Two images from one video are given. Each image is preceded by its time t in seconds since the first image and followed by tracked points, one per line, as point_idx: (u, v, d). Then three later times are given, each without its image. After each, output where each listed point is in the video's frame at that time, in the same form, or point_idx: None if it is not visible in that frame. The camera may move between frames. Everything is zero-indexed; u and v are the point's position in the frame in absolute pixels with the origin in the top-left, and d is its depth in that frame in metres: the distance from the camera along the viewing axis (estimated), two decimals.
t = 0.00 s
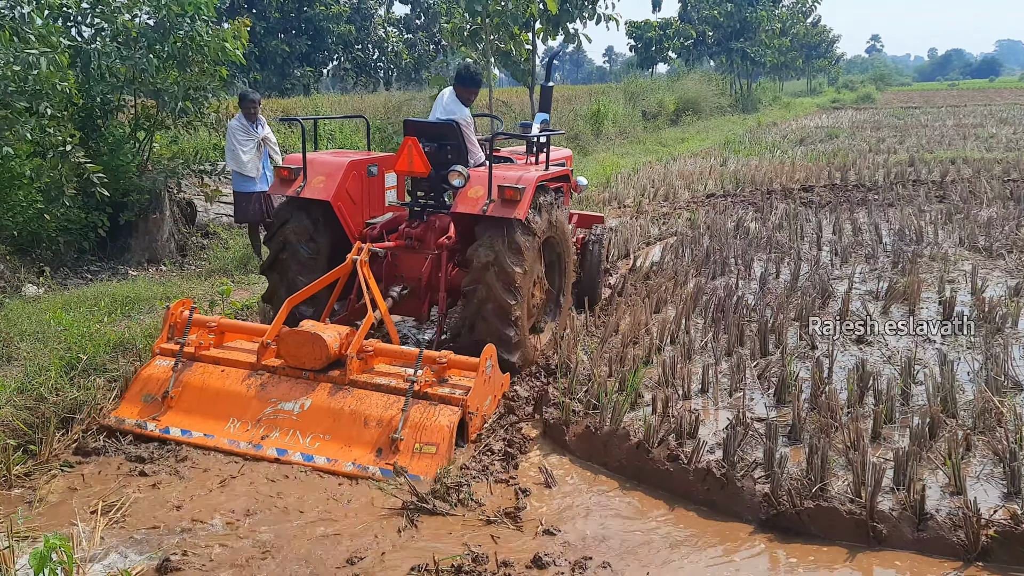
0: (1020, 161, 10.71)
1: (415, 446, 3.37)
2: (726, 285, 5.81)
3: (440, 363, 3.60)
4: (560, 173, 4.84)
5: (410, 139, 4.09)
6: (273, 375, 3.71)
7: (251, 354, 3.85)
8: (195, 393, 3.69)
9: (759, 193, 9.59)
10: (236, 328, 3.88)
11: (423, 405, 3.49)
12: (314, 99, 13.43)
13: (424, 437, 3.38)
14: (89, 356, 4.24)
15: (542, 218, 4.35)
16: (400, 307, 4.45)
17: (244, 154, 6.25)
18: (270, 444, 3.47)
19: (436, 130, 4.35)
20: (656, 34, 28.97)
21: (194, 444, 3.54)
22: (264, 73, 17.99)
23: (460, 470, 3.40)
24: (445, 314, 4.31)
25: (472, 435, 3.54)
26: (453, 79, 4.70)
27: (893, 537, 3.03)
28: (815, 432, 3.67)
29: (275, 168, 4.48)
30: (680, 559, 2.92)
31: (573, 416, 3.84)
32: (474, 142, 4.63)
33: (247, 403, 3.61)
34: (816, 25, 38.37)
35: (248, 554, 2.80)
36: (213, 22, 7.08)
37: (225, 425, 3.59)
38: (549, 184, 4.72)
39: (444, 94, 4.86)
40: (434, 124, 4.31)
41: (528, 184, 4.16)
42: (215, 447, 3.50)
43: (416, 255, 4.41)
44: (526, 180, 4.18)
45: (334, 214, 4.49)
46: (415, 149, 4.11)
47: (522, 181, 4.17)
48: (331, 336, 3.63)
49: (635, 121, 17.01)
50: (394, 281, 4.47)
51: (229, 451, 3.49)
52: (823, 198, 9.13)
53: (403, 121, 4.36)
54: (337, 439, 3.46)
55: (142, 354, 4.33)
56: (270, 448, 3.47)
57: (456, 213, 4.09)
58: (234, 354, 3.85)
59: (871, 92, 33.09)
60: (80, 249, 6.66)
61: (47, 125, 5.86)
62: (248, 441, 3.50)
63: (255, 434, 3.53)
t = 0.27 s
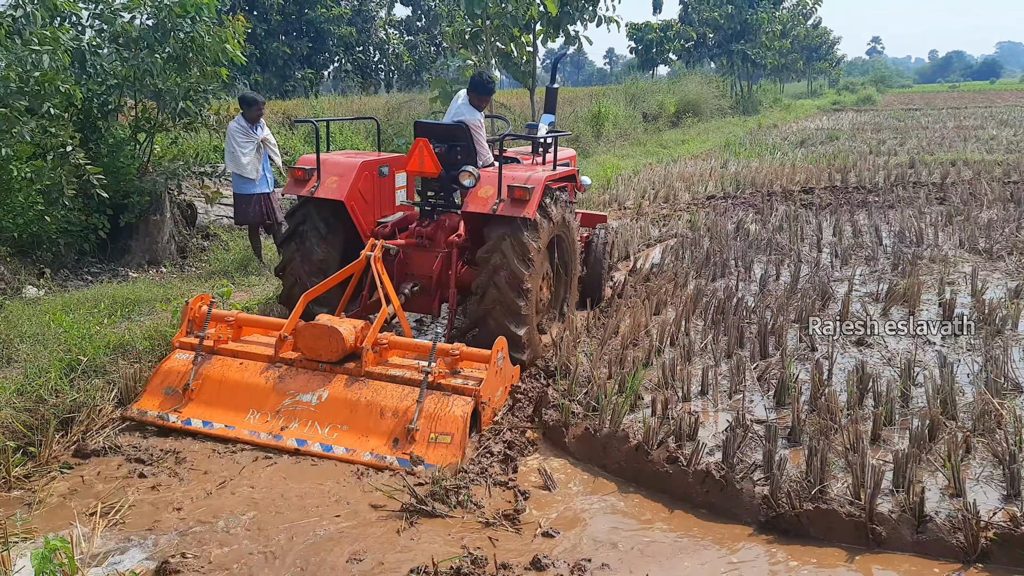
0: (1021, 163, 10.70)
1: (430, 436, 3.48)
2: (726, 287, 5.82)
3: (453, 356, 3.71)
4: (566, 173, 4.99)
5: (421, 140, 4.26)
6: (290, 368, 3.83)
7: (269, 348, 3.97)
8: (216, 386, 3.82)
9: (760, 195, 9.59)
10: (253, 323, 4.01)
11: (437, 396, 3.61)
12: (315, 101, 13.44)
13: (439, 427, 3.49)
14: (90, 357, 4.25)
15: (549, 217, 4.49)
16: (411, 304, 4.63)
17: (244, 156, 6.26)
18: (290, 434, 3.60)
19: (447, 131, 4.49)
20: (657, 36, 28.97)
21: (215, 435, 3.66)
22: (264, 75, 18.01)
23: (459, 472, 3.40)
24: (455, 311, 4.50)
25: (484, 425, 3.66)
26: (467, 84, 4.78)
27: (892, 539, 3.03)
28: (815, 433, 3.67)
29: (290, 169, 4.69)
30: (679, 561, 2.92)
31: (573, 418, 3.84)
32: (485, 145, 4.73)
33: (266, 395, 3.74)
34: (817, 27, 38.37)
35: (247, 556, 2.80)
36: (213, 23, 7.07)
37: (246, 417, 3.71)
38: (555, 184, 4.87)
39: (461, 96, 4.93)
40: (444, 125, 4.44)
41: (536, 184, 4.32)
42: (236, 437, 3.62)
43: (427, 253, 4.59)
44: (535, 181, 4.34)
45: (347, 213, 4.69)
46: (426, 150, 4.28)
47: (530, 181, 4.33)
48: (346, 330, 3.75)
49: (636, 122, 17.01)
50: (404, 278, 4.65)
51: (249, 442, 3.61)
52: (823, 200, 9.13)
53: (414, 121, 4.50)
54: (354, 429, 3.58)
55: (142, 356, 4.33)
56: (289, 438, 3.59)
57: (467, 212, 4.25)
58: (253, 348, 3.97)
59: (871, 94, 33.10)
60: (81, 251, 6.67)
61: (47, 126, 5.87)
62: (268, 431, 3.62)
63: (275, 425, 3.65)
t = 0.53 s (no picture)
0: (1020, 165, 10.70)
1: (445, 425, 3.59)
2: (725, 289, 5.82)
3: (466, 348, 3.80)
4: (574, 172, 5.11)
5: (429, 140, 4.35)
6: (307, 360, 3.94)
7: (285, 340, 4.07)
8: (234, 377, 3.91)
9: (759, 197, 9.59)
10: (269, 316, 4.11)
11: (451, 386, 3.71)
12: (315, 103, 13.45)
13: (454, 417, 3.60)
14: (90, 361, 4.23)
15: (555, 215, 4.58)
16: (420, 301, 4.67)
17: (245, 158, 6.27)
18: (309, 424, 3.71)
19: (455, 131, 4.58)
20: (657, 37, 29.01)
21: (236, 425, 3.78)
22: (265, 77, 18.08)
23: (456, 474, 3.39)
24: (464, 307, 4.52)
25: (497, 415, 3.76)
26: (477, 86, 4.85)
27: (890, 541, 3.03)
28: (813, 435, 3.66)
29: (302, 169, 4.76)
30: (676, 563, 2.92)
31: (571, 420, 3.83)
32: (492, 146, 4.81)
33: (284, 385, 3.84)
34: (817, 29, 38.38)
35: (245, 558, 2.80)
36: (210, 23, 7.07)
37: (265, 407, 3.82)
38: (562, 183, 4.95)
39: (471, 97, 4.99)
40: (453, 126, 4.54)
41: (543, 183, 4.44)
42: (256, 427, 3.73)
43: (437, 250, 4.63)
44: (541, 179, 4.45)
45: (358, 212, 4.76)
46: (435, 150, 4.37)
47: (538, 180, 4.44)
48: (362, 323, 3.85)
49: (635, 124, 17.03)
50: (414, 275, 4.69)
51: (269, 431, 3.72)
52: (823, 202, 9.13)
53: (424, 121, 4.58)
54: (371, 419, 3.69)
55: (141, 358, 4.34)
56: (308, 428, 3.70)
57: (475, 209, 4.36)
58: (269, 340, 4.07)
59: (871, 96, 33.10)
60: (80, 253, 6.68)
61: (48, 129, 5.88)
62: (287, 421, 3.73)
63: (294, 415, 3.76)
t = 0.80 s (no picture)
0: (1018, 167, 10.71)
1: (459, 415, 3.71)
2: (722, 291, 5.82)
3: (477, 341, 3.93)
4: (579, 173, 5.27)
5: (438, 141, 4.45)
6: (321, 353, 4.04)
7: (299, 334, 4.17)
8: (250, 371, 4.02)
9: (757, 199, 9.60)
10: (284, 311, 4.21)
11: (464, 378, 3.83)
12: (313, 106, 13.44)
13: (466, 407, 3.72)
14: (86, 365, 4.22)
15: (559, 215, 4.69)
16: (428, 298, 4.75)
17: (241, 160, 6.27)
18: (326, 414, 3.82)
19: (462, 133, 4.68)
20: (655, 40, 29.04)
21: (254, 416, 3.88)
22: (263, 80, 18.09)
23: (454, 477, 3.39)
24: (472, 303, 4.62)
25: (508, 405, 3.88)
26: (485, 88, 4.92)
27: (888, 544, 3.03)
28: (810, 438, 3.66)
29: (313, 170, 4.83)
30: (674, 566, 2.91)
31: (568, 423, 3.82)
32: (499, 148, 4.85)
33: (300, 377, 3.95)
34: (815, 31, 38.42)
35: (241, 562, 2.79)
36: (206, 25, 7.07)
37: (281, 399, 3.92)
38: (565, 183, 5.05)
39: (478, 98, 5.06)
40: (459, 128, 4.65)
41: (549, 183, 4.56)
42: (274, 418, 3.83)
43: (444, 249, 4.70)
44: (548, 179, 4.57)
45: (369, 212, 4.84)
46: (443, 151, 4.47)
47: (544, 180, 4.56)
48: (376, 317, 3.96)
49: (634, 127, 17.04)
50: (421, 273, 4.77)
51: (287, 422, 3.83)
52: (821, 204, 9.14)
53: (431, 125, 4.72)
54: (385, 409, 3.80)
55: (137, 362, 4.33)
56: (325, 418, 3.81)
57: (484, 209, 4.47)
58: (284, 335, 4.17)
59: (869, 98, 33.14)
60: (77, 256, 6.68)
61: (46, 132, 5.85)
62: (304, 412, 3.84)
63: (310, 406, 3.86)
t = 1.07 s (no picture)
0: (1017, 168, 10.71)
1: (471, 404, 3.83)
2: (722, 292, 5.82)
3: (488, 334, 4.04)
4: (584, 172, 5.43)
5: (448, 141, 4.57)
6: (336, 347, 4.15)
7: (314, 328, 4.28)
8: (267, 364, 4.12)
9: (757, 200, 9.60)
10: (299, 306, 4.31)
11: (475, 369, 3.94)
12: (312, 107, 13.44)
13: (478, 397, 3.83)
14: (85, 366, 4.21)
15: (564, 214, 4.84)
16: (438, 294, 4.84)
17: (240, 162, 6.28)
18: (342, 405, 3.93)
19: (472, 133, 4.72)
20: (654, 41, 29.07)
21: (272, 407, 3.99)
22: (262, 82, 18.13)
23: (453, 479, 3.38)
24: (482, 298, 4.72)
25: (518, 395, 3.99)
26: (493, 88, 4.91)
27: (888, 544, 3.02)
28: (810, 438, 3.66)
29: (325, 168, 4.96)
30: (673, 567, 2.91)
31: (568, 424, 3.80)
32: (508, 148, 4.90)
33: (316, 370, 4.06)
34: (814, 32, 38.44)
35: (241, 564, 2.78)
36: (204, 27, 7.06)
37: (298, 391, 4.04)
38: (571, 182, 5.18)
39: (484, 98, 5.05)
40: (469, 129, 4.68)
41: (557, 181, 4.69)
42: (292, 409, 3.95)
43: (453, 246, 4.80)
44: (555, 178, 4.71)
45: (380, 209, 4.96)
46: (453, 151, 4.57)
47: (551, 178, 4.70)
48: (389, 311, 4.07)
49: (633, 128, 17.05)
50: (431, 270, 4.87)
51: (304, 413, 3.94)
52: (820, 205, 9.14)
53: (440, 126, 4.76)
54: (399, 400, 3.91)
55: (137, 363, 4.33)
56: (341, 409, 3.92)
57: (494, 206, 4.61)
58: (299, 329, 4.28)
59: (868, 99, 33.16)
60: (76, 257, 6.67)
61: (45, 133, 5.86)
62: (320, 404, 3.95)
63: (326, 398, 3.98)
